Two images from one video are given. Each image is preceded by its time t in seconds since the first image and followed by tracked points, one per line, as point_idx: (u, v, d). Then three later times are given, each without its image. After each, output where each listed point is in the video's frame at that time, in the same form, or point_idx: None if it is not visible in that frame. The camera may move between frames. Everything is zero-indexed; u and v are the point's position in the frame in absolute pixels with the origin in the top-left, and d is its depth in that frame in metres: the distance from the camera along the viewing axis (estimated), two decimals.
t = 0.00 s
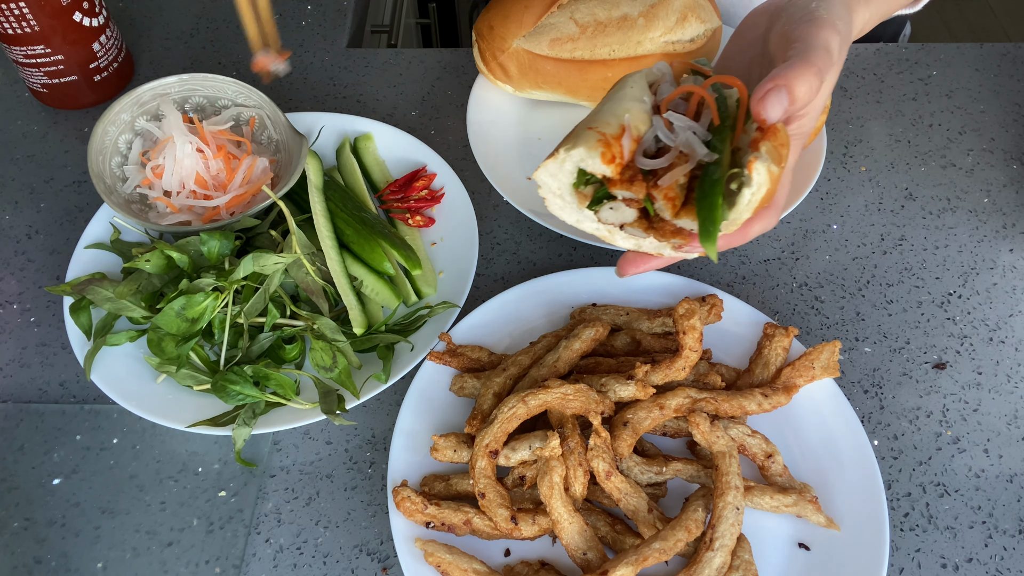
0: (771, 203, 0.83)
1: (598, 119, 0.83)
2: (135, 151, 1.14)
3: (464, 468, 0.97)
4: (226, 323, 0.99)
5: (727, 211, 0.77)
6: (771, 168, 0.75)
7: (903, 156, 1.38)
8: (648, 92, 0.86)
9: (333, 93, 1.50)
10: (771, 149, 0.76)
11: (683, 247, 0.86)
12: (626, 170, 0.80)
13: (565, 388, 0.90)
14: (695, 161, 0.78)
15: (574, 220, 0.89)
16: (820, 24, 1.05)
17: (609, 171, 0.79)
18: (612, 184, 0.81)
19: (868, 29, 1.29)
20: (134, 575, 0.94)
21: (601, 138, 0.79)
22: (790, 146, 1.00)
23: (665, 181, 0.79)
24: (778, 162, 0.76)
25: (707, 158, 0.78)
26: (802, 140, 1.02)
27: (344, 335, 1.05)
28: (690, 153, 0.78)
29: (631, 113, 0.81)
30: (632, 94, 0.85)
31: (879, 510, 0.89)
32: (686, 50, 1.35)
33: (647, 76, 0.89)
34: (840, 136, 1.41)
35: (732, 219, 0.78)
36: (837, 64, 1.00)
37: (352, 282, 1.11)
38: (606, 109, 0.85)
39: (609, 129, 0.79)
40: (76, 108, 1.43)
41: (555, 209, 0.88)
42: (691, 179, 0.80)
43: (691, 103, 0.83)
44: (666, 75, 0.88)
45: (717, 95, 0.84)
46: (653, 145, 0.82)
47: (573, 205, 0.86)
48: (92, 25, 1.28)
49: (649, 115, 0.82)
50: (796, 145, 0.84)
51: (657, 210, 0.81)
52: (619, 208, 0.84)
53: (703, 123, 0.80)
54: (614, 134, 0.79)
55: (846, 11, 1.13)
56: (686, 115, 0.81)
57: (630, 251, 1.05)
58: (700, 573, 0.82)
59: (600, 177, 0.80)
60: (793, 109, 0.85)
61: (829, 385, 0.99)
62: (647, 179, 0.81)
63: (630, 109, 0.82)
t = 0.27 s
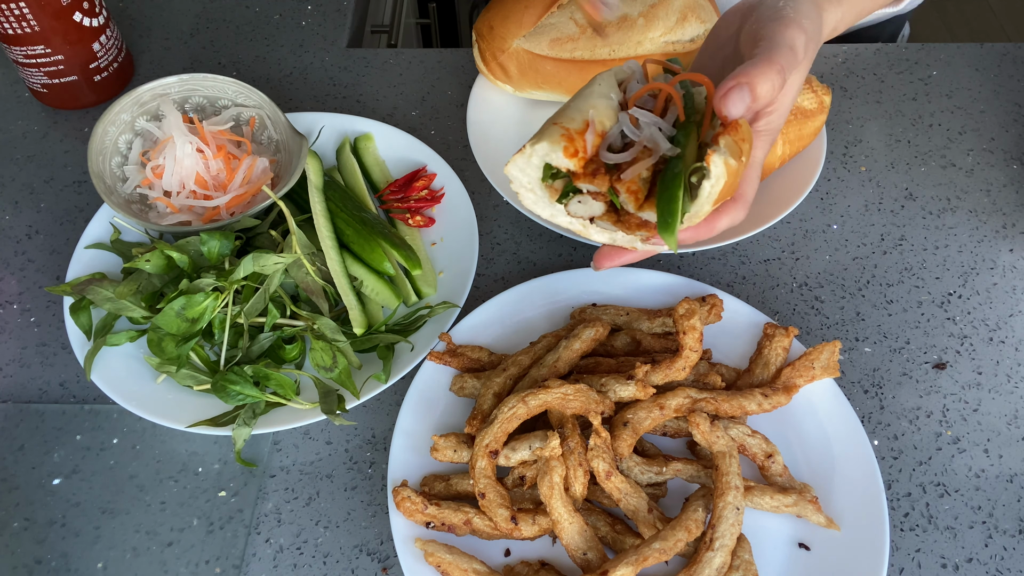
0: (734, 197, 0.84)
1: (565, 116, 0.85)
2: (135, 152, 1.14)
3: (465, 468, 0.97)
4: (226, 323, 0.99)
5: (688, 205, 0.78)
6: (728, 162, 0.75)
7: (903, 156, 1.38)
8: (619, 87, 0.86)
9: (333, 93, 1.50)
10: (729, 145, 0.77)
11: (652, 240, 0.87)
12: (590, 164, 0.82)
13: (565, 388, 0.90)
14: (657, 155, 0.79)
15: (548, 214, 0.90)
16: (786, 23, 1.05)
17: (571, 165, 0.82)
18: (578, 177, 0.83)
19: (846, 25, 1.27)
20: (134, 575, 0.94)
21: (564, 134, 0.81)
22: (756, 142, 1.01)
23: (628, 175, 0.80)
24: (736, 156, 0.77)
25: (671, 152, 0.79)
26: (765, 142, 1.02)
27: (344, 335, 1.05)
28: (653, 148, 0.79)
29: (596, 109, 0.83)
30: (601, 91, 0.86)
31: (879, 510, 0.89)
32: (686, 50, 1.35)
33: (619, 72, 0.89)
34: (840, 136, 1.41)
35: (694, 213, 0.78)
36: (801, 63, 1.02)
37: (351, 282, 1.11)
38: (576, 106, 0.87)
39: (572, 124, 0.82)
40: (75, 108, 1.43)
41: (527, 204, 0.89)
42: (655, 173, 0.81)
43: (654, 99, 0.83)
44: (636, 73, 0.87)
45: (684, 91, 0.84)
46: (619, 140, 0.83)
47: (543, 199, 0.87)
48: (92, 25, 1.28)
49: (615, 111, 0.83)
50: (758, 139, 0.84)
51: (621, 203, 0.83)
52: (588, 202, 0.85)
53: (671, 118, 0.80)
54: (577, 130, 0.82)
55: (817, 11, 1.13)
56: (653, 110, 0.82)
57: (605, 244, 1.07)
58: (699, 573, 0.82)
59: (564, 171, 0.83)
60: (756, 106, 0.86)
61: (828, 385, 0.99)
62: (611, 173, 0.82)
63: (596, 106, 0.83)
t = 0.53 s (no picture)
0: (752, 186, 0.85)
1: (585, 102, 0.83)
2: (135, 152, 1.14)
3: (465, 468, 0.97)
4: (226, 323, 0.99)
5: (710, 193, 0.80)
6: (751, 151, 0.77)
7: (903, 156, 1.38)
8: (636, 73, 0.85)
9: (333, 93, 1.50)
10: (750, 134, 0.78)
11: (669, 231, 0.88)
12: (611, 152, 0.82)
13: (565, 388, 0.90)
14: (678, 143, 0.79)
15: (564, 206, 0.88)
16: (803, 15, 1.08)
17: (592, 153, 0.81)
18: (599, 165, 0.83)
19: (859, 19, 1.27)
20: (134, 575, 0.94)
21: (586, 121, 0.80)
22: (777, 136, 1.03)
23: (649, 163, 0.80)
24: (757, 145, 0.78)
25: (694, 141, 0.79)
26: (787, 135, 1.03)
27: (344, 335, 1.05)
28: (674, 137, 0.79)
29: (617, 97, 0.82)
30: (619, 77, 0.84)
31: (879, 510, 0.89)
32: (686, 50, 1.34)
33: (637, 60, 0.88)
34: (840, 136, 1.41)
35: (715, 201, 0.80)
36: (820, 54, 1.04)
37: (352, 282, 1.11)
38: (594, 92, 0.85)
39: (595, 111, 0.81)
40: (75, 108, 1.43)
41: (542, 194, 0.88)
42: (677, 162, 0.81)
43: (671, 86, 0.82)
44: (655, 59, 0.84)
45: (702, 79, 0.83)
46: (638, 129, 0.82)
47: (560, 188, 0.86)
48: (92, 25, 1.28)
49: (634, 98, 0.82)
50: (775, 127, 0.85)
51: (642, 192, 0.83)
52: (607, 191, 0.85)
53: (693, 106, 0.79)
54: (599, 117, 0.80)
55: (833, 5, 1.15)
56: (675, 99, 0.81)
57: (620, 239, 1.08)
58: (700, 573, 0.82)
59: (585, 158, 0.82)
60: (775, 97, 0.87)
61: (828, 385, 0.99)
62: (631, 161, 0.82)
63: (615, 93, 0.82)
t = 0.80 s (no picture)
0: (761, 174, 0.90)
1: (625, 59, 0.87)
2: (135, 152, 1.14)
3: (465, 468, 0.97)
4: (225, 323, 0.99)
5: (728, 170, 0.82)
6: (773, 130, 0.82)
7: (903, 156, 1.38)
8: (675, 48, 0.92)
9: (333, 93, 1.50)
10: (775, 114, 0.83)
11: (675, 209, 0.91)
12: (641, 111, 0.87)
13: (565, 388, 0.90)
14: (707, 115, 0.85)
15: (571, 165, 0.91)
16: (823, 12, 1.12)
17: (628, 108, 0.86)
18: (626, 123, 0.88)
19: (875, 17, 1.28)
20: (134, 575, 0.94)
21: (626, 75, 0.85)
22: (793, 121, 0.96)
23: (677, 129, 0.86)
24: (781, 125, 0.84)
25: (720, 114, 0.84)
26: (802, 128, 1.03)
27: (344, 335, 1.05)
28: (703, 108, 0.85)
29: (653, 62, 0.87)
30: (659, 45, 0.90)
31: (879, 510, 0.89)
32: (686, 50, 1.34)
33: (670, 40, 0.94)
34: (840, 136, 1.41)
35: (733, 179, 0.82)
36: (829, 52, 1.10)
37: (352, 282, 1.11)
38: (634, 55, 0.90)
39: (634, 68, 0.86)
40: (76, 108, 1.43)
41: (557, 149, 0.90)
42: (699, 135, 0.87)
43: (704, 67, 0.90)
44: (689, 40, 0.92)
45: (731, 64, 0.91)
46: (669, 96, 0.88)
47: (578, 145, 0.89)
48: (92, 25, 1.28)
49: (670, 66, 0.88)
50: (791, 120, 0.92)
51: (662, 155, 0.88)
52: (624, 153, 0.90)
53: (721, 84, 0.85)
54: (639, 74, 0.85)
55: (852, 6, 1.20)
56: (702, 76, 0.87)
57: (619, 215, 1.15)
58: (700, 573, 0.82)
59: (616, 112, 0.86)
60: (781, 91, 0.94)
61: (829, 385, 0.99)
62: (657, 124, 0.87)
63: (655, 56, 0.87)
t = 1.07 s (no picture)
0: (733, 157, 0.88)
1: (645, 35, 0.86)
2: (135, 152, 1.14)
3: (465, 468, 0.97)
4: (225, 323, 0.99)
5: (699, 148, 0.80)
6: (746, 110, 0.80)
7: (903, 156, 1.38)
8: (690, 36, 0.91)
9: (333, 93, 1.50)
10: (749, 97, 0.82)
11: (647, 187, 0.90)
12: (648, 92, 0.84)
13: (565, 388, 0.90)
14: (702, 99, 0.84)
15: (562, 130, 0.91)
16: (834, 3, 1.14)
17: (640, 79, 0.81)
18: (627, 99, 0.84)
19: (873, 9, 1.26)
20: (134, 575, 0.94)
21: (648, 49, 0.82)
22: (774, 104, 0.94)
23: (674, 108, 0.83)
24: (751, 109, 0.80)
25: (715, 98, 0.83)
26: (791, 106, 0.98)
27: (344, 335, 1.05)
28: (701, 90, 0.84)
29: (672, 42, 0.85)
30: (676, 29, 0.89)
31: (879, 510, 0.90)
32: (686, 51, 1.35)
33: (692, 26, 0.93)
34: (840, 136, 1.41)
35: (702, 159, 0.80)
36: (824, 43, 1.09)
37: (352, 282, 1.11)
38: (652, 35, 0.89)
39: (655, 47, 0.82)
40: (76, 108, 1.43)
41: (555, 111, 0.90)
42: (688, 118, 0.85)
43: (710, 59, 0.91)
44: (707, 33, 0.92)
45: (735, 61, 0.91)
46: (675, 76, 0.86)
47: (577, 113, 0.89)
48: (92, 25, 1.28)
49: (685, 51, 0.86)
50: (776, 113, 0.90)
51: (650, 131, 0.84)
52: (616, 130, 0.87)
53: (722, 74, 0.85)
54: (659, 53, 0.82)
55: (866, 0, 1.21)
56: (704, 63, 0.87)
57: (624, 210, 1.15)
58: (700, 573, 0.82)
59: (625, 87, 0.83)
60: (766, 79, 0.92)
61: (829, 385, 0.99)
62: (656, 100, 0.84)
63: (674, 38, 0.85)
